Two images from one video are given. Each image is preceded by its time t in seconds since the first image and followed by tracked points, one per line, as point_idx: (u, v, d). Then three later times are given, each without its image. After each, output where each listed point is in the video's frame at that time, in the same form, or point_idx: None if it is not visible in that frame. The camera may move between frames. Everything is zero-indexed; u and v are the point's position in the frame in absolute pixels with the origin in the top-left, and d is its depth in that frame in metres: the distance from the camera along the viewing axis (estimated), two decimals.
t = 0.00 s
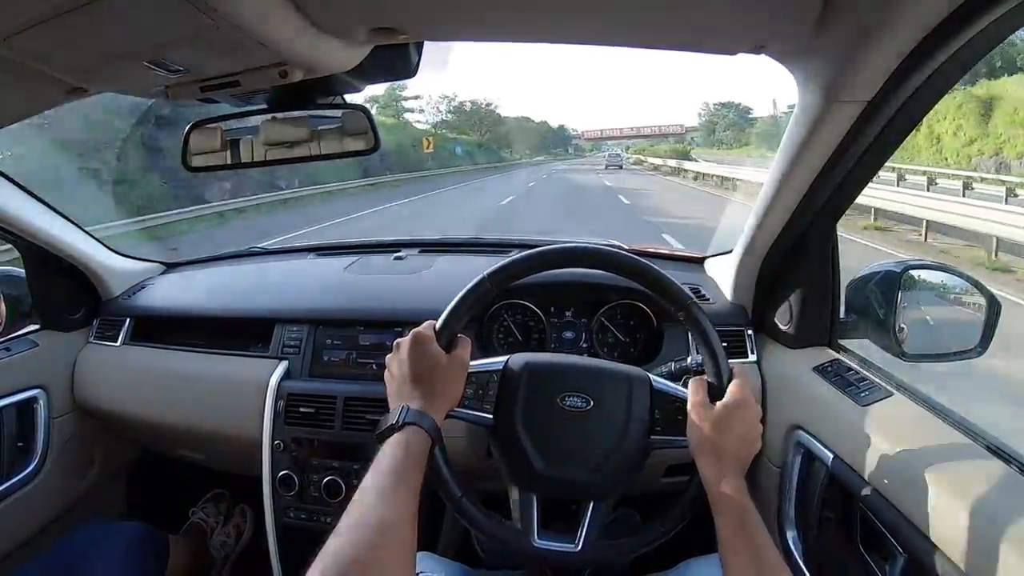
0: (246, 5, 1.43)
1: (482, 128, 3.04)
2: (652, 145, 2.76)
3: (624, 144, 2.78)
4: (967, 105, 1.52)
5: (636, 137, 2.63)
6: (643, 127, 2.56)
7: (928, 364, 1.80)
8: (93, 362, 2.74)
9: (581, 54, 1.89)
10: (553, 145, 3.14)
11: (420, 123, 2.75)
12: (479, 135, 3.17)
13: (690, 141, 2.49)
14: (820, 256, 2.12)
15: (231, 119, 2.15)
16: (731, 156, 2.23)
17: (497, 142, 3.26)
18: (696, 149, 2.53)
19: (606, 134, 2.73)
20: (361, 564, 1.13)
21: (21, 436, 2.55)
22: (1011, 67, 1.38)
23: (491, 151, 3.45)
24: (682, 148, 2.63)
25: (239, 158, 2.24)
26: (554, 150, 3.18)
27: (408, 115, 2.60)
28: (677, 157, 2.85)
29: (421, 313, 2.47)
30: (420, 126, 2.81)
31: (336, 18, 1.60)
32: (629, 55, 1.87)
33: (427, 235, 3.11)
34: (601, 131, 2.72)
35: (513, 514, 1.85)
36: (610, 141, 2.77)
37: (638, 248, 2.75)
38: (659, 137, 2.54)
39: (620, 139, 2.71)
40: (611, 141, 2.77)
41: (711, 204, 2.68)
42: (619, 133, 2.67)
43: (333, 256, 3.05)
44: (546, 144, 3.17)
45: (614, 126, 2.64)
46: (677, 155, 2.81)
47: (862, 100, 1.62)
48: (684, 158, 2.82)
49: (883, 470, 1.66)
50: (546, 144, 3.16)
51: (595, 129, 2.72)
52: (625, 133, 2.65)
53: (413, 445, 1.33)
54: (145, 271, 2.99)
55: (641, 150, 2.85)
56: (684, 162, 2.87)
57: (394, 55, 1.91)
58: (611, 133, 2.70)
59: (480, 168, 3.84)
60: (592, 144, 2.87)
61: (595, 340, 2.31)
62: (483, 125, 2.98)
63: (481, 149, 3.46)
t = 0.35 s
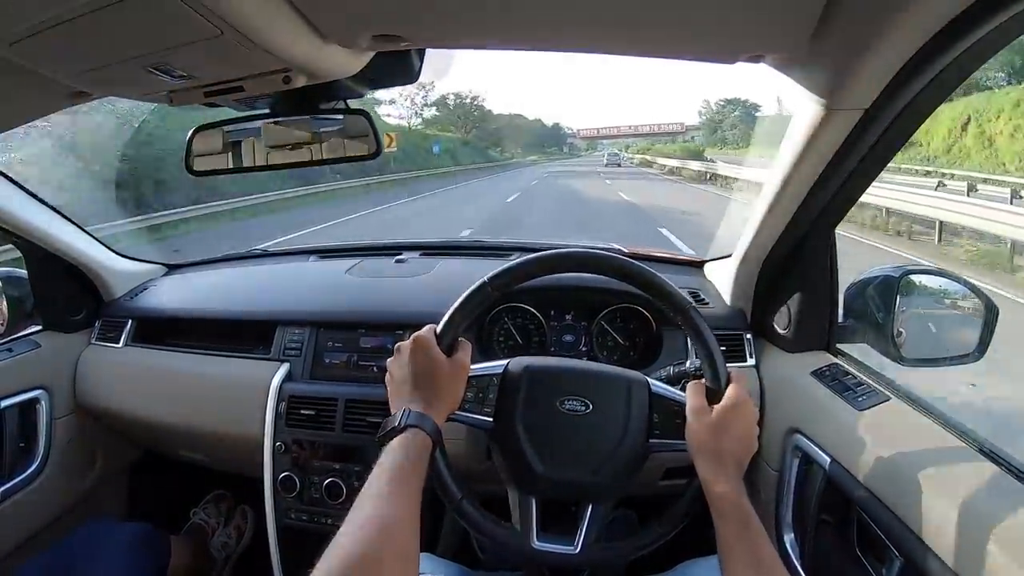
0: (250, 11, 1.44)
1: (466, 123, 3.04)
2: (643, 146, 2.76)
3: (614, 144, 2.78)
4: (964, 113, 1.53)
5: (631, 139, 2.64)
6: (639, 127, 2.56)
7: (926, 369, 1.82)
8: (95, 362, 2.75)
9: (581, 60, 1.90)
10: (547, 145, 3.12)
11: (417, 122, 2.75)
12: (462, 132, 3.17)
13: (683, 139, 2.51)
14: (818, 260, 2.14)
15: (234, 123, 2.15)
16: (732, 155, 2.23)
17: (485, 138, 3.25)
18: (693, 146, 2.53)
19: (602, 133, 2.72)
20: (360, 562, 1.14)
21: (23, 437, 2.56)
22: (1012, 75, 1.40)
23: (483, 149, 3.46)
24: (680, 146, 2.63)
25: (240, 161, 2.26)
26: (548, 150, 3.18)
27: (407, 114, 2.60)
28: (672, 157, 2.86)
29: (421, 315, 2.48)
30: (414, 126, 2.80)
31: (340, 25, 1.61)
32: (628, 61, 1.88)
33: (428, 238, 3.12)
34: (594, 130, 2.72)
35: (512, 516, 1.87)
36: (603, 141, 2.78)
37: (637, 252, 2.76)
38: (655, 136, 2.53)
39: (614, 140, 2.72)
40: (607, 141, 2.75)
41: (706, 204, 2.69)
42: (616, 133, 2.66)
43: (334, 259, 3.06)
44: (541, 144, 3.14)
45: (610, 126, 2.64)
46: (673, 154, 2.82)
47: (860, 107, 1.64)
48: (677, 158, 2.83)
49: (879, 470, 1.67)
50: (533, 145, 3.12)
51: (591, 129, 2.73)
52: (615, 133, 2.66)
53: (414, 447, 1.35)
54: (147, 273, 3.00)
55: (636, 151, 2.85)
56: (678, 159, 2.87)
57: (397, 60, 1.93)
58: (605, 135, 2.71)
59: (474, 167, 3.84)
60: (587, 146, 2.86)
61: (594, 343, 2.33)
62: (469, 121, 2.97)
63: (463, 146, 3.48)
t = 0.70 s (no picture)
0: (256, 5, 1.43)
1: (450, 118, 2.95)
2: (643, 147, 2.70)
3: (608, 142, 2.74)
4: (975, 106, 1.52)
5: (630, 137, 2.59)
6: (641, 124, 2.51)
7: (932, 365, 1.80)
8: (97, 361, 2.74)
9: (586, 55, 1.89)
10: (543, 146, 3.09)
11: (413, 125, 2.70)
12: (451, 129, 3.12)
13: (679, 139, 2.48)
14: (825, 256, 2.13)
15: (237, 120, 2.14)
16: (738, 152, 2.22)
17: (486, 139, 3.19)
18: (697, 148, 2.48)
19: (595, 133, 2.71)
20: (368, 563, 1.12)
21: (25, 436, 2.55)
22: None
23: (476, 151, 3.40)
24: (685, 148, 2.58)
25: (244, 159, 2.26)
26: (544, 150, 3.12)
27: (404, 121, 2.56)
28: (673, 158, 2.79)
29: (425, 313, 2.47)
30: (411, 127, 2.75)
31: (344, 18, 1.60)
32: (633, 56, 1.87)
33: (431, 235, 3.11)
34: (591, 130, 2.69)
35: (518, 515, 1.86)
36: (599, 141, 2.73)
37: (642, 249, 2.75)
38: (653, 135, 2.49)
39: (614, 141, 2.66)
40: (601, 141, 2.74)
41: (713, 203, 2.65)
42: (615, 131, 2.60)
43: (337, 256, 3.05)
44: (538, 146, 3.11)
45: (610, 123, 2.59)
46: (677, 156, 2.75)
47: (868, 102, 1.63)
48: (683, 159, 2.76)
49: (887, 465, 1.67)
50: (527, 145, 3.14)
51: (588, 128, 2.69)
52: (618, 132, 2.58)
53: (422, 445, 1.33)
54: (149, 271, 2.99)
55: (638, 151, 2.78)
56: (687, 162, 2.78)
57: (402, 55, 1.92)
58: (602, 132, 2.66)
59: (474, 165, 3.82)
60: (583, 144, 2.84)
61: (598, 340, 2.31)
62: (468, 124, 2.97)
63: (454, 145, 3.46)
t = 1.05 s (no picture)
0: (255, 3, 1.43)
1: (445, 116, 2.91)
2: (644, 148, 2.62)
3: (603, 142, 2.64)
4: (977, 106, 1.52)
5: (625, 136, 2.53)
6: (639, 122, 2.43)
7: (932, 364, 1.80)
8: (98, 359, 2.75)
9: (585, 54, 1.89)
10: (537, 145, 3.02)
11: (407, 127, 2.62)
12: (448, 128, 3.11)
13: (674, 139, 2.44)
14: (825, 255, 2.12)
15: (236, 119, 2.15)
16: (738, 151, 2.23)
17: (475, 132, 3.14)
18: (696, 147, 2.42)
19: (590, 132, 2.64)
20: (364, 565, 1.12)
21: (26, 434, 2.55)
22: None
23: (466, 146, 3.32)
24: (681, 150, 2.52)
25: (244, 158, 2.27)
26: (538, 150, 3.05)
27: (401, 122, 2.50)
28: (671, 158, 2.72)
29: (424, 311, 2.47)
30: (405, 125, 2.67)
31: (345, 18, 1.60)
32: (632, 55, 1.86)
33: (432, 234, 3.11)
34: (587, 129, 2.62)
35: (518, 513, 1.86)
36: (593, 140, 2.64)
37: (641, 247, 2.76)
38: (651, 134, 2.43)
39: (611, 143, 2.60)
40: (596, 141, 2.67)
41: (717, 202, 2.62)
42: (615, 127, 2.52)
43: (337, 255, 3.06)
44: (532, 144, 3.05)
45: (608, 122, 2.52)
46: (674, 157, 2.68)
47: (867, 100, 1.63)
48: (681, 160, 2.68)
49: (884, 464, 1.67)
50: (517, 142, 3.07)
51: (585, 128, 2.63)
52: (618, 128, 2.50)
53: (419, 444, 1.34)
54: (149, 270, 3.00)
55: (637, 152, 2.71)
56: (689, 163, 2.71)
57: (402, 54, 1.92)
58: (597, 127, 2.59)
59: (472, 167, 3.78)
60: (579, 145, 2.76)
61: (598, 338, 2.32)
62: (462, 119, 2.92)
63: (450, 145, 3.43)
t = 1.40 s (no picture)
0: (255, 8, 1.45)
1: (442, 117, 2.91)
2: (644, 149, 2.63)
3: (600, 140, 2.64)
4: (970, 112, 1.53)
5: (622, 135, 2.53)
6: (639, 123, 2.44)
7: (927, 367, 1.82)
8: (97, 360, 2.76)
9: (582, 58, 1.90)
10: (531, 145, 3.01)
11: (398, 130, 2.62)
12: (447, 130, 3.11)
13: (676, 141, 2.45)
14: (821, 257, 2.13)
15: (235, 121, 2.16)
16: (735, 155, 2.24)
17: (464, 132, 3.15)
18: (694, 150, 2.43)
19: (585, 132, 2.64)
20: (361, 563, 1.13)
21: (25, 434, 2.56)
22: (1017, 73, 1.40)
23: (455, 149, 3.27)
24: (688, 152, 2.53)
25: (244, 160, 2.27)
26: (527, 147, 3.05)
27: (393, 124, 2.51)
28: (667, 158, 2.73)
29: (423, 313, 2.48)
30: (398, 127, 2.67)
31: (344, 23, 1.61)
32: (629, 59, 1.88)
33: (431, 236, 3.12)
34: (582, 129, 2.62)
35: (514, 513, 1.87)
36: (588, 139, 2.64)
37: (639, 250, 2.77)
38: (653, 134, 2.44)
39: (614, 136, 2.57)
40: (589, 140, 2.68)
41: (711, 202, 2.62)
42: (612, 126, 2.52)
43: (336, 257, 3.07)
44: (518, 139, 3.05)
45: (607, 123, 2.52)
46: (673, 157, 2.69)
47: (863, 105, 1.64)
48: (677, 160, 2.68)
49: (875, 459, 1.70)
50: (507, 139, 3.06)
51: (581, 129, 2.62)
52: (620, 128, 2.51)
53: (416, 444, 1.35)
54: (149, 271, 3.01)
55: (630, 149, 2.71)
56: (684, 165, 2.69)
57: (401, 58, 1.93)
58: (592, 127, 2.59)
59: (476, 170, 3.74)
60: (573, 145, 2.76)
61: (596, 340, 2.33)
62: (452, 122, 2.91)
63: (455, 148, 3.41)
